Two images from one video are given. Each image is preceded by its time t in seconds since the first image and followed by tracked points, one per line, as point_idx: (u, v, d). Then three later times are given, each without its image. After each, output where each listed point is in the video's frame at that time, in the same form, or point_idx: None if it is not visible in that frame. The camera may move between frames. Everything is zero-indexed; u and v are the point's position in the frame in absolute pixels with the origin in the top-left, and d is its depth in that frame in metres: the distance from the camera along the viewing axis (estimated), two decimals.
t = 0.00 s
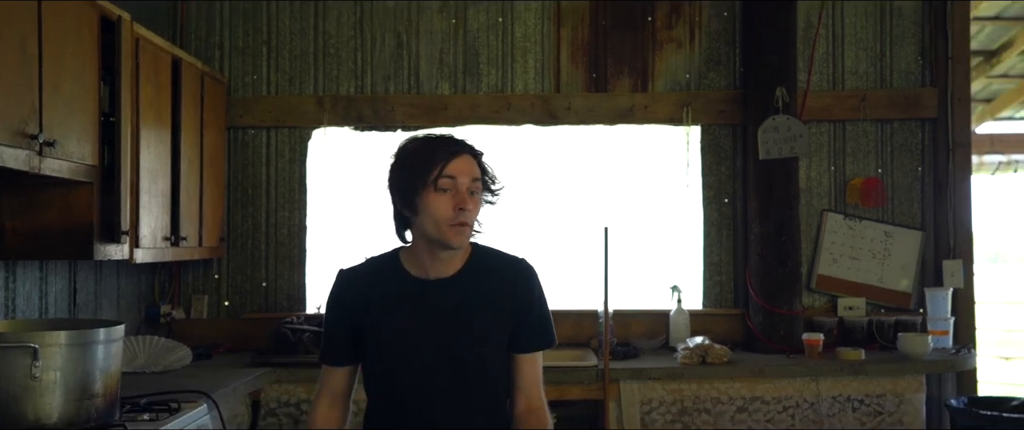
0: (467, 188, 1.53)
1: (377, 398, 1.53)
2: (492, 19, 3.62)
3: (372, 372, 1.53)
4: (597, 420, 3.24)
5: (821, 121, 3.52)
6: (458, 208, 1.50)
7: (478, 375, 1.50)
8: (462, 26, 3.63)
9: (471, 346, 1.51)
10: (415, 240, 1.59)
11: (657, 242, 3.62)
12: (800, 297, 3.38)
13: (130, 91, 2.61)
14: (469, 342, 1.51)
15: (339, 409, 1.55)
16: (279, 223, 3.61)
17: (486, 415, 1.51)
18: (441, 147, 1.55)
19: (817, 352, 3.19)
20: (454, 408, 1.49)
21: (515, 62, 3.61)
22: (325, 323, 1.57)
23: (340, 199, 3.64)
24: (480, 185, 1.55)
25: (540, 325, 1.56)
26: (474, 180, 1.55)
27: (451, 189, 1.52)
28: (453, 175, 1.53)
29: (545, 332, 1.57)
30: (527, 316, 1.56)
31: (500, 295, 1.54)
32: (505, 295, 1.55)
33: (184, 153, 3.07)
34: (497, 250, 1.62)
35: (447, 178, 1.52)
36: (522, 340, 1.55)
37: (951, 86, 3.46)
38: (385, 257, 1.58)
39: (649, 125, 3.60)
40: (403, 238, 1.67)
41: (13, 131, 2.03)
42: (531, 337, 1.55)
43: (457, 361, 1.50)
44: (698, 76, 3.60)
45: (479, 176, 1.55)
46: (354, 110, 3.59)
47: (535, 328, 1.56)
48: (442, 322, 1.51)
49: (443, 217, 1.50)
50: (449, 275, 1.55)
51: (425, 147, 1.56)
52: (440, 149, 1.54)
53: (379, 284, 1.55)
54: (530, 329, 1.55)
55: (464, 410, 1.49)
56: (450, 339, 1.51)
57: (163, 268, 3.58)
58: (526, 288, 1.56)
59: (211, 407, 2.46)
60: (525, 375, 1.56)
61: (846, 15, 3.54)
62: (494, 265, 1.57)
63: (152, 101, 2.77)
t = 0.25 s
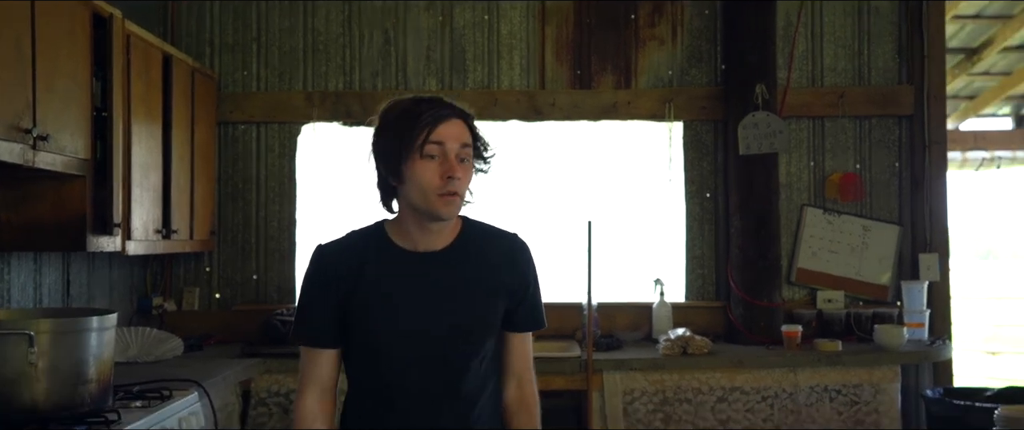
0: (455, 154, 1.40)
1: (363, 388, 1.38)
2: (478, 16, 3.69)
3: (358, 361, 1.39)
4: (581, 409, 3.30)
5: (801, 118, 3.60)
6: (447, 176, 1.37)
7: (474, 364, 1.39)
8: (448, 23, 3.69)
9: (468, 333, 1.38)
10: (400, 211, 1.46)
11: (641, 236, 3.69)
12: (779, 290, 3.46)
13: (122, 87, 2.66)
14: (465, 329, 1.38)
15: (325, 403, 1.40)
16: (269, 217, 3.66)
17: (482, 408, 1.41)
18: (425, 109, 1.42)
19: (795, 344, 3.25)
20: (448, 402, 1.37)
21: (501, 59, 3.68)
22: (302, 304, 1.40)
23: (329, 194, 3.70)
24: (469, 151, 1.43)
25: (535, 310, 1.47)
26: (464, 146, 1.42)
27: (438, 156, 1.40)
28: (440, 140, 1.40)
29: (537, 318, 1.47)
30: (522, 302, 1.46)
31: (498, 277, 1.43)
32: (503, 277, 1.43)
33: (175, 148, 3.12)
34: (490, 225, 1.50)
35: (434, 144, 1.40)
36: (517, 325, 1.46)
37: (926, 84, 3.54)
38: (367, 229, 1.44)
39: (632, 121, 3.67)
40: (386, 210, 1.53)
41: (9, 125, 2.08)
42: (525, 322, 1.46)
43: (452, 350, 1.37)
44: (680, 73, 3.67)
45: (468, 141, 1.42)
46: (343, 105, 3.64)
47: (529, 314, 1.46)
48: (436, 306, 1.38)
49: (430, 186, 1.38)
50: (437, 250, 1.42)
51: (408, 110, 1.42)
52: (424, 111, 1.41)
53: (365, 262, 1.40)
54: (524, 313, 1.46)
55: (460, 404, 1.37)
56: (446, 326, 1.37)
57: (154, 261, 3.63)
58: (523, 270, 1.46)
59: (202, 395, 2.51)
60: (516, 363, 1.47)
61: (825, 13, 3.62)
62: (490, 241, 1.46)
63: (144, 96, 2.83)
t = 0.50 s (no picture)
0: (499, 151, 1.31)
1: (397, 399, 1.28)
2: (483, 19, 3.76)
3: (393, 370, 1.28)
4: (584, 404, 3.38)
5: (800, 118, 3.66)
6: (487, 175, 1.28)
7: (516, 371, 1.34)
8: (453, 26, 3.77)
9: (513, 341, 1.32)
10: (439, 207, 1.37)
11: (642, 235, 3.76)
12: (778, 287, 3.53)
13: (136, 90, 2.75)
14: (510, 337, 1.32)
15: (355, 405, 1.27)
16: (279, 216, 3.75)
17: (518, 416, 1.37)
18: (467, 100, 1.32)
19: (794, 340, 3.31)
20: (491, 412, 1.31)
21: (505, 61, 3.75)
22: (333, 307, 1.26)
23: (337, 193, 3.78)
24: (515, 147, 1.33)
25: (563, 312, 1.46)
26: (508, 141, 1.32)
27: (479, 152, 1.30)
28: (481, 134, 1.30)
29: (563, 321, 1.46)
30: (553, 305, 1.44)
31: (539, 280, 1.38)
32: (543, 280, 1.38)
33: (187, 149, 3.21)
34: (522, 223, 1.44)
35: (475, 138, 1.30)
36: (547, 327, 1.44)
37: (923, 85, 3.59)
38: (405, 224, 1.35)
39: (634, 122, 3.74)
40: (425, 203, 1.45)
41: (30, 128, 2.16)
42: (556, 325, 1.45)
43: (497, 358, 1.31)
44: (681, 75, 3.74)
45: (513, 136, 1.32)
46: (351, 107, 3.73)
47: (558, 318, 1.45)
48: (481, 313, 1.31)
49: (469, 183, 1.28)
50: (478, 251, 1.34)
51: (451, 100, 1.33)
52: (467, 102, 1.32)
53: (405, 263, 1.29)
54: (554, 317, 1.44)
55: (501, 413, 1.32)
56: (491, 333, 1.31)
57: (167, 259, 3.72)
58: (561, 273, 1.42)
59: (214, 388, 2.60)
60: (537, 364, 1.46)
61: (823, 16, 3.67)
62: (528, 240, 1.40)
63: (157, 99, 2.92)
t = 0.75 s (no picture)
0: (536, 142, 1.25)
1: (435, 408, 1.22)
2: (477, 18, 3.82)
3: (430, 375, 1.22)
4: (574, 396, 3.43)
5: (789, 114, 3.71)
6: (524, 170, 1.22)
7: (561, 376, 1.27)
8: (448, 25, 3.82)
9: (557, 343, 1.26)
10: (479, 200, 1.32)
11: (632, 230, 3.82)
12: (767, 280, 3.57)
13: (135, 87, 2.81)
14: (554, 339, 1.26)
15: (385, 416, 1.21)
16: (276, 212, 3.81)
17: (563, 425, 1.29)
18: (501, 89, 1.26)
19: (780, 332, 3.37)
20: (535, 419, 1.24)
21: (499, 59, 3.82)
22: (366, 307, 1.20)
23: (333, 189, 3.84)
24: (554, 137, 1.27)
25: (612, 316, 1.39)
26: (548, 132, 1.26)
27: (516, 145, 1.24)
28: (518, 126, 1.24)
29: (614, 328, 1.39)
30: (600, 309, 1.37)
31: (584, 281, 1.31)
32: (588, 281, 1.32)
33: (185, 145, 3.27)
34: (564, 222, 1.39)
35: (512, 129, 1.24)
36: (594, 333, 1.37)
37: (909, 83, 3.65)
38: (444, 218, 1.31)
39: (624, 118, 3.81)
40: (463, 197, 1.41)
41: (28, 123, 2.22)
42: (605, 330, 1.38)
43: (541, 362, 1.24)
44: (671, 72, 3.80)
45: (552, 125, 1.26)
46: (347, 104, 3.79)
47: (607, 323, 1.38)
48: (524, 315, 1.24)
49: (507, 180, 1.23)
50: (521, 247, 1.29)
51: (485, 89, 1.28)
52: (501, 91, 1.26)
53: (441, 263, 1.23)
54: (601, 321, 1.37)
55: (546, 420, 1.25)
56: (534, 336, 1.24)
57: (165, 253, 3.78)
58: (607, 274, 1.35)
59: (210, 378, 2.66)
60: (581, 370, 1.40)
61: (812, 14, 3.73)
62: (568, 238, 1.35)
63: (156, 96, 2.98)
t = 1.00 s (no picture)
0: (536, 103, 1.11)
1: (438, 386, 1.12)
2: (465, 18, 3.89)
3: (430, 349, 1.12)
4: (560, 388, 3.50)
5: (771, 112, 3.77)
6: (521, 135, 1.09)
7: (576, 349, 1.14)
8: (437, 24, 3.89)
9: (569, 313, 1.14)
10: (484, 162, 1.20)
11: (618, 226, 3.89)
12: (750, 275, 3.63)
13: (127, 84, 2.87)
14: (566, 308, 1.14)
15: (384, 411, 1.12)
16: (268, 208, 3.87)
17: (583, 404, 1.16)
18: (496, 46, 1.13)
19: (761, 326, 3.42)
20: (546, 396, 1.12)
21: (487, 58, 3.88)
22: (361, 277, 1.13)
23: (322, 185, 3.89)
24: (557, 97, 1.13)
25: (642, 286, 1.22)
26: (550, 93, 1.12)
27: (515, 109, 1.11)
28: (515, 87, 1.11)
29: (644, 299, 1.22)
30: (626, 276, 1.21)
31: (599, 245, 1.18)
32: (608, 246, 1.19)
33: (177, 142, 3.33)
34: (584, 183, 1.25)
35: (508, 91, 1.11)
36: (619, 305, 1.21)
37: (889, 81, 3.71)
38: (446, 183, 1.20)
39: (610, 116, 3.88)
40: (466, 156, 1.29)
41: (22, 119, 2.28)
42: (633, 300, 1.21)
43: (551, 334, 1.13)
44: (656, 71, 3.87)
45: (553, 85, 1.12)
46: (337, 102, 3.85)
47: (636, 292, 1.21)
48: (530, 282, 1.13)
49: (505, 146, 1.11)
50: (526, 212, 1.17)
51: (480, 45, 1.14)
52: (497, 49, 1.13)
53: (440, 228, 1.13)
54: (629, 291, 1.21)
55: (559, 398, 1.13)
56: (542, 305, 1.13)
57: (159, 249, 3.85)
58: (628, 237, 1.20)
59: (200, 369, 2.72)
60: (611, 348, 1.24)
61: (794, 13, 3.79)
62: (581, 199, 1.21)
63: (147, 94, 3.04)
